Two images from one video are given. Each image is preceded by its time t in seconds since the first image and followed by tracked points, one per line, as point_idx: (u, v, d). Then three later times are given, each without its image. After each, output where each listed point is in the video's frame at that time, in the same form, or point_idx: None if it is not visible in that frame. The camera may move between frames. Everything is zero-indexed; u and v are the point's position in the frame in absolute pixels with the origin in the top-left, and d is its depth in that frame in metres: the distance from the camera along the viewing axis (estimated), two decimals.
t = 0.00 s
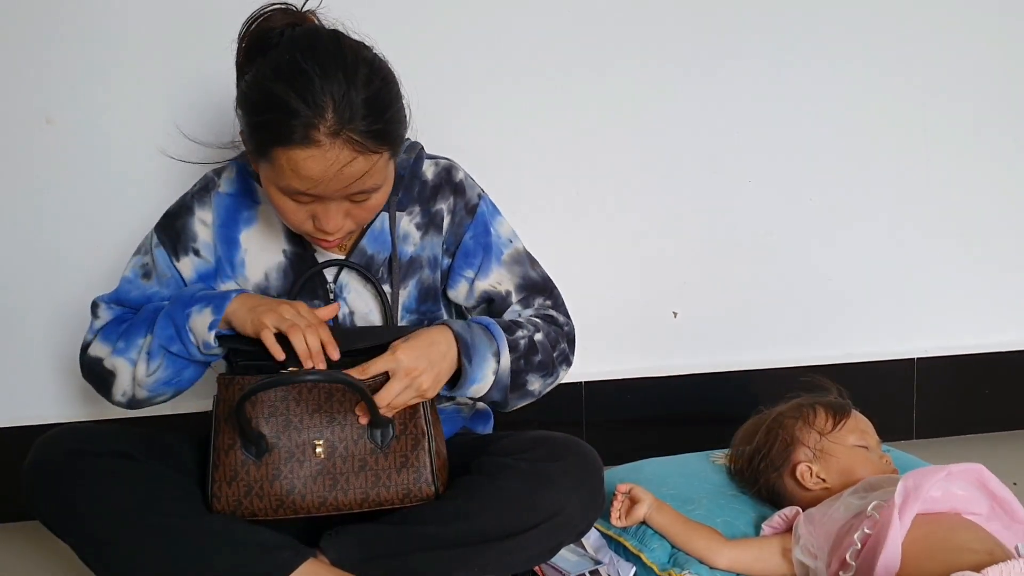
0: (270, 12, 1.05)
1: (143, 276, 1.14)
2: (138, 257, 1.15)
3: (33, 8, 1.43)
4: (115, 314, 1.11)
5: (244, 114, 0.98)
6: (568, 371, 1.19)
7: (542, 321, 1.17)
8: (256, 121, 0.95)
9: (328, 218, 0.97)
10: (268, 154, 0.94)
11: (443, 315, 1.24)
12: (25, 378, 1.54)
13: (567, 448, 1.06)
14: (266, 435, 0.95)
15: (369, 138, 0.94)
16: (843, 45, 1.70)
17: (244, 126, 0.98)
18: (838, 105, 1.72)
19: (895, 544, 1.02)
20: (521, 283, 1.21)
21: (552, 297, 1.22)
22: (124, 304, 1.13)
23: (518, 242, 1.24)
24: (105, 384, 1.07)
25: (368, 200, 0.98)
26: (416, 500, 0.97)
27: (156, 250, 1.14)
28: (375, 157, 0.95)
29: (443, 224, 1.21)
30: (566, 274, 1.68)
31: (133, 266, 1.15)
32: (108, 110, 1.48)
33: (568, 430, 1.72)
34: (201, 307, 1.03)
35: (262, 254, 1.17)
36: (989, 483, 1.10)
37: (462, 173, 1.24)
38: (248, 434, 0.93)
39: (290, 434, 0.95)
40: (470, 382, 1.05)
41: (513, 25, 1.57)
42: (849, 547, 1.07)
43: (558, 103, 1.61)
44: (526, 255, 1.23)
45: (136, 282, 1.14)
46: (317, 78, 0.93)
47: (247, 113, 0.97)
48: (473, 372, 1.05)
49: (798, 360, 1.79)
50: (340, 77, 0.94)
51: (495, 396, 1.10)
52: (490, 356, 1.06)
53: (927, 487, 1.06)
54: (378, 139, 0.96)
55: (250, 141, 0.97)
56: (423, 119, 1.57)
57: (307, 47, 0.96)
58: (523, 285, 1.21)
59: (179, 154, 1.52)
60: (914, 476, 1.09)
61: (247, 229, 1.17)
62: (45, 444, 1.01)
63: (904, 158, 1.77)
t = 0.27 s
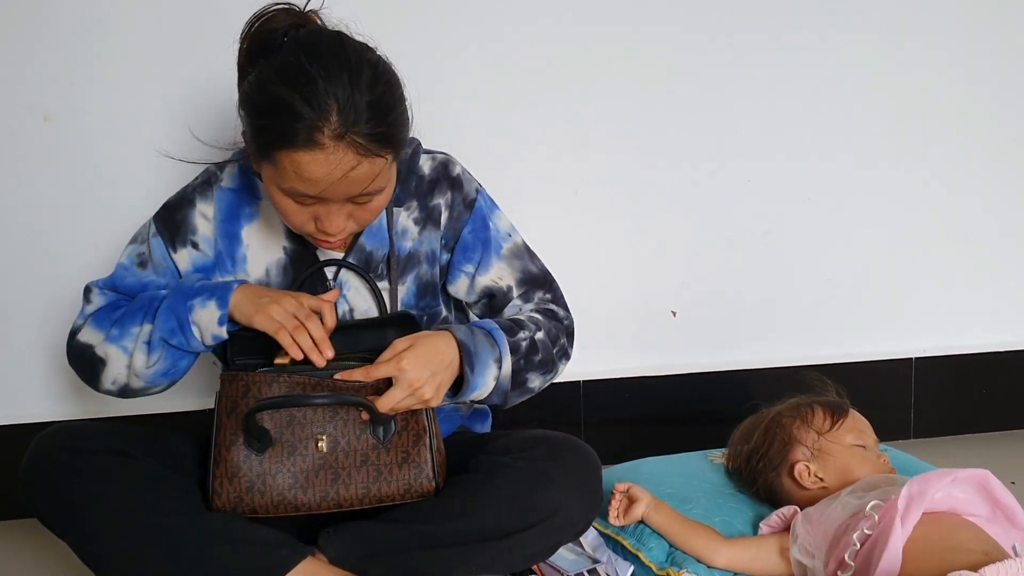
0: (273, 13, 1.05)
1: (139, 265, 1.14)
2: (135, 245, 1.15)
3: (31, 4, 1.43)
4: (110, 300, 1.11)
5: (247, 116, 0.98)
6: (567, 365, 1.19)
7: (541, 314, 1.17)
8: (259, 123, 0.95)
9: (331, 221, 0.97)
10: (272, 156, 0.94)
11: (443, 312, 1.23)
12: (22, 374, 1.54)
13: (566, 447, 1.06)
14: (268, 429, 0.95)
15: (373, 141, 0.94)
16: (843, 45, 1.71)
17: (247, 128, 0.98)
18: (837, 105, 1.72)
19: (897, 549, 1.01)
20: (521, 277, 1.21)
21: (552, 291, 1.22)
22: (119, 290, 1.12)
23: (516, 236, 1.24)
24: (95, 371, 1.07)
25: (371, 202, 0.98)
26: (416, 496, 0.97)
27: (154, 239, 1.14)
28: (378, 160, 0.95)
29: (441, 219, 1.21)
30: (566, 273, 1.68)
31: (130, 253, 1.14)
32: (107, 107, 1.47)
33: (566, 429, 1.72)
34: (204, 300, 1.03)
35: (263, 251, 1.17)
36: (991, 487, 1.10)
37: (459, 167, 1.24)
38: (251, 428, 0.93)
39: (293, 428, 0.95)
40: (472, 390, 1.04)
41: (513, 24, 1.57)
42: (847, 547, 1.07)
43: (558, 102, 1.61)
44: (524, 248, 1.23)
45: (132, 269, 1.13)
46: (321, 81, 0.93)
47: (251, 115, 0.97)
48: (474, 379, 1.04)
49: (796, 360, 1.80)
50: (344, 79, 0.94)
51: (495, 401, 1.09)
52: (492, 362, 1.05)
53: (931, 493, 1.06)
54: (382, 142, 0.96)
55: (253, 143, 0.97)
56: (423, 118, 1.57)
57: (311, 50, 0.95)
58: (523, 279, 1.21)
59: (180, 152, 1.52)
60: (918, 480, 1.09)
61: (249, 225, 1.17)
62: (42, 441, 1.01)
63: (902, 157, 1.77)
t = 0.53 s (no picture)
0: (274, 15, 1.05)
1: (140, 268, 1.14)
2: (135, 248, 1.15)
3: (32, 5, 1.43)
4: (110, 304, 1.11)
5: (248, 120, 0.98)
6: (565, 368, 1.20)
7: (540, 317, 1.18)
8: (261, 127, 0.95)
9: (332, 225, 0.97)
10: (274, 162, 0.94)
11: (443, 314, 1.24)
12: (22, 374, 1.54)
13: (565, 449, 1.06)
14: (268, 430, 0.95)
15: (375, 148, 0.95)
16: (842, 46, 1.71)
17: (248, 131, 0.98)
18: (836, 106, 1.73)
19: (887, 544, 1.02)
20: (521, 281, 1.21)
21: (551, 294, 1.22)
22: (121, 296, 1.12)
23: (516, 240, 1.24)
24: (93, 376, 1.07)
25: (372, 206, 0.98)
26: (415, 498, 0.98)
27: (155, 242, 1.14)
28: (380, 166, 0.96)
29: (441, 222, 1.21)
30: (564, 274, 1.68)
31: (131, 256, 1.14)
32: (107, 107, 1.48)
33: (564, 429, 1.73)
34: (214, 317, 1.03)
35: (264, 253, 1.18)
36: (983, 484, 1.11)
37: (461, 171, 1.24)
38: (251, 430, 0.94)
39: (293, 429, 0.95)
40: (469, 394, 1.05)
41: (513, 25, 1.57)
42: (843, 548, 1.08)
43: (557, 103, 1.61)
44: (524, 252, 1.24)
45: (134, 273, 1.14)
46: (324, 87, 0.93)
47: (252, 118, 0.97)
48: (473, 384, 1.05)
49: (794, 361, 1.80)
50: (348, 85, 0.94)
51: (492, 405, 1.10)
52: (490, 368, 1.06)
53: (920, 488, 1.07)
54: (384, 147, 0.96)
55: (254, 147, 0.97)
56: (422, 120, 1.57)
57: (314, 55, 0.95)
58: (522, 283, 1.21)
59: (179, 152, 1.52)
60: (906, 476, 1.10)
61: (250, 228, 1.17)
62: (41, 441, 1.01)
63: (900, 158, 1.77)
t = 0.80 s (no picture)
0: (274, 19, 1.05)
1: (139, 271, 1.14)
2: (134, 251, 1.15)
3: (33, 8, 1.43)
4: (109, 309, 1.11)
5: (250, 124, 0.98)
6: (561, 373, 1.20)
7: (536, 322, 1.18)
8: (264, 132, 0.95)
9: (334, 227, 0.98)
10: (277, 165, 0.94)
11: (440, 317, 1.24)
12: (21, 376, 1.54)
13: (562, 452, 1.07)
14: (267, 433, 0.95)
15: (378, 151, 0.95)
16: (840, 51, 1.72)
17: (250, 135, 0.98)
18: (833, 110, 1.73)
19: (890, 552, 1.02)
20: (517, 284, 1.22)
21: (547, 298, 1.23)
22: (121, 300, 1.12)
23: (513, 244, 1.25)
24: (93, 380, 1.07)
25: (374, 209, 0.99)
26: (413, 501, 0.98)
27: (154, 246, 1.14)
28: (383, 169, 0.96)
29: (438, 225, 1.21)
30: (562, 277, 1.69)
31: (129, 260, 1.14)
32: (107, 111, 1.48)
33: (562, 433, 1.73)
34: (215, 323, 1.03)
35: (262, 256, 1.18)
36: (983, 490, 1.10)
37: (457, 174, 1.24)
38: (250, 432, 0.94)
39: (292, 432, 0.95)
40: (467, 405, 1.04)
41: (512, 29, 1.58)
42: (841, 552, 1.08)
43: (556, 107, 1.62)
44: (521, 256, 1.24)
45: (133, 276, 1.14)
46: (328, 91, 0.93)
47: (254, 122, 0.97)
48: (472, 396, 1.04)
49: (791, 365, 1.80)
50: (351, 90, 0.94)
51: (489, 414, 1.10)
52: (490, 380, 1.06)
53: (923, 497, 1.07)
54: (386, 151, 0.97)
55: (257, 151, 0.97)
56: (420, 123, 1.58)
57: (317, 59, 0.96)
58: (519, 287, 1.22)
59: (178, 155, 1.52)
60: (912, 483, 1.09)
61: (248, 231, 1.17)
62: (40, 444, 1.01)
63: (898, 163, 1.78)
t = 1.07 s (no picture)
0: (272, 21, 1.05)
1: (140, 276, 1.14)
2: (135, 256, 1.16)
3: (33, 11, 1.44)
4: (111, 313, 1.12)
5: (251, 125, 0.98)
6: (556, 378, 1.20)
7: (533, 326, 1.19)
8: (266, 132, 0.96)
9: (335, 228, 0.98)
10: (279, 166, 0.95)
11: (439, 319, 1.25)
12: (20, 378, 1.54)
13: (560, 455, 1.07)
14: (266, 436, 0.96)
15: (379, 151, 0.96)
16: (839, 54, 1.72)
17: (251, 136, 0.98)
18: (832, 114, 1.74)
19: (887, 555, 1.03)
20: (514, 288, 1.22)
21: (544, 303, 1.23)
22: (122, 304, 1.13)
23: (510, 248, 1.25)
24: (96, 384, 1.08)
25: (374, 209, 0.99)
26: (411, 503, 0.98)
27: (154, 250, 1.14)
28: (384, 168, 0.96)
29: (437, 228, 1.22)
30: (561, 279, 1.69)
31: (130, 265, 1.15)
32: (108, 114, 1.48)
33: (561, 435, 1.73)
34: (212, 324, 1.03)
35: (261, 258, 1.18)
36: (979, 493, 1.11)
37: (456, 177, 1.25)
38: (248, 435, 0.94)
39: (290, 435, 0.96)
40: (465, 412, 1.05)
41: (512, 32, 1.58)
42: (838, 555, 1.09)
43: (555, 111, 1.63)
44: (518, 260, 1.24)
45: (134, 281, 1.14)
46: (328, 91, 0.93)
47: (255, 123, 0.97)
48: (469, 403, 1.05)
49: (789, 367, 1.81)
50: (351, 90, 0.95)
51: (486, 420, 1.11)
52: (488, 388, 1.06)
53: (919, 500, 1.07)
54: (387, 151, 0.97)
55: (258, 151, 0.97)
56: (419, 126, 1.58)
57: (317, 60, 0.96)
58: (516, 291, 1.22)
59: (178, 158, 1.53)
60: (908, 486, 1.09)
61: (247, 233, 1.18)
62: (38, 447, 1.01)
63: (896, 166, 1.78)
